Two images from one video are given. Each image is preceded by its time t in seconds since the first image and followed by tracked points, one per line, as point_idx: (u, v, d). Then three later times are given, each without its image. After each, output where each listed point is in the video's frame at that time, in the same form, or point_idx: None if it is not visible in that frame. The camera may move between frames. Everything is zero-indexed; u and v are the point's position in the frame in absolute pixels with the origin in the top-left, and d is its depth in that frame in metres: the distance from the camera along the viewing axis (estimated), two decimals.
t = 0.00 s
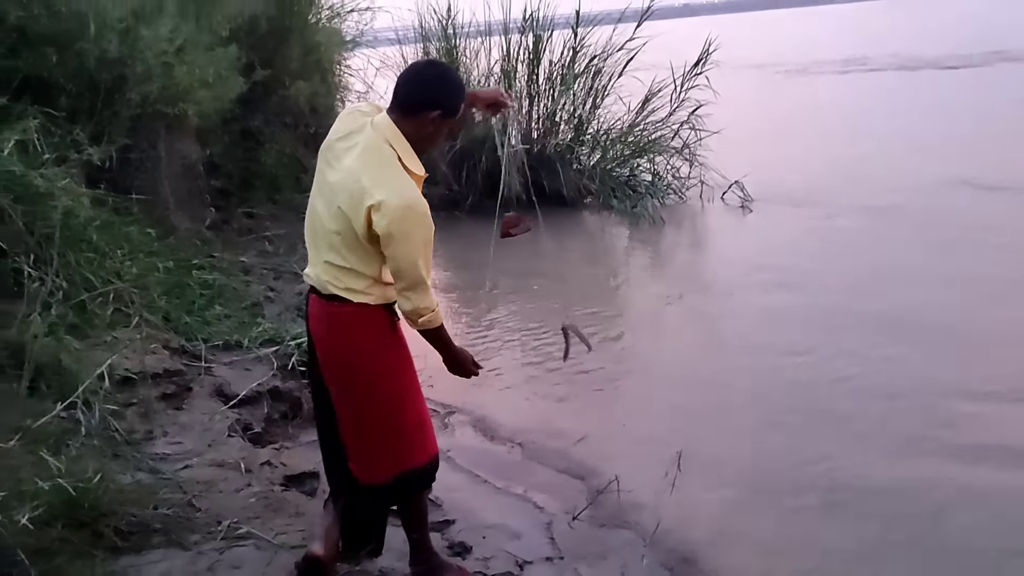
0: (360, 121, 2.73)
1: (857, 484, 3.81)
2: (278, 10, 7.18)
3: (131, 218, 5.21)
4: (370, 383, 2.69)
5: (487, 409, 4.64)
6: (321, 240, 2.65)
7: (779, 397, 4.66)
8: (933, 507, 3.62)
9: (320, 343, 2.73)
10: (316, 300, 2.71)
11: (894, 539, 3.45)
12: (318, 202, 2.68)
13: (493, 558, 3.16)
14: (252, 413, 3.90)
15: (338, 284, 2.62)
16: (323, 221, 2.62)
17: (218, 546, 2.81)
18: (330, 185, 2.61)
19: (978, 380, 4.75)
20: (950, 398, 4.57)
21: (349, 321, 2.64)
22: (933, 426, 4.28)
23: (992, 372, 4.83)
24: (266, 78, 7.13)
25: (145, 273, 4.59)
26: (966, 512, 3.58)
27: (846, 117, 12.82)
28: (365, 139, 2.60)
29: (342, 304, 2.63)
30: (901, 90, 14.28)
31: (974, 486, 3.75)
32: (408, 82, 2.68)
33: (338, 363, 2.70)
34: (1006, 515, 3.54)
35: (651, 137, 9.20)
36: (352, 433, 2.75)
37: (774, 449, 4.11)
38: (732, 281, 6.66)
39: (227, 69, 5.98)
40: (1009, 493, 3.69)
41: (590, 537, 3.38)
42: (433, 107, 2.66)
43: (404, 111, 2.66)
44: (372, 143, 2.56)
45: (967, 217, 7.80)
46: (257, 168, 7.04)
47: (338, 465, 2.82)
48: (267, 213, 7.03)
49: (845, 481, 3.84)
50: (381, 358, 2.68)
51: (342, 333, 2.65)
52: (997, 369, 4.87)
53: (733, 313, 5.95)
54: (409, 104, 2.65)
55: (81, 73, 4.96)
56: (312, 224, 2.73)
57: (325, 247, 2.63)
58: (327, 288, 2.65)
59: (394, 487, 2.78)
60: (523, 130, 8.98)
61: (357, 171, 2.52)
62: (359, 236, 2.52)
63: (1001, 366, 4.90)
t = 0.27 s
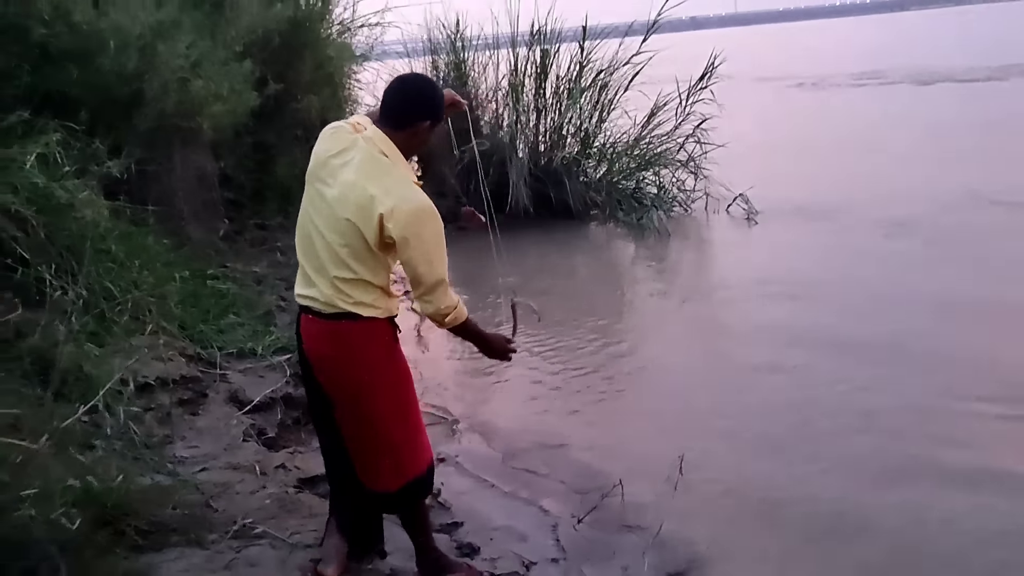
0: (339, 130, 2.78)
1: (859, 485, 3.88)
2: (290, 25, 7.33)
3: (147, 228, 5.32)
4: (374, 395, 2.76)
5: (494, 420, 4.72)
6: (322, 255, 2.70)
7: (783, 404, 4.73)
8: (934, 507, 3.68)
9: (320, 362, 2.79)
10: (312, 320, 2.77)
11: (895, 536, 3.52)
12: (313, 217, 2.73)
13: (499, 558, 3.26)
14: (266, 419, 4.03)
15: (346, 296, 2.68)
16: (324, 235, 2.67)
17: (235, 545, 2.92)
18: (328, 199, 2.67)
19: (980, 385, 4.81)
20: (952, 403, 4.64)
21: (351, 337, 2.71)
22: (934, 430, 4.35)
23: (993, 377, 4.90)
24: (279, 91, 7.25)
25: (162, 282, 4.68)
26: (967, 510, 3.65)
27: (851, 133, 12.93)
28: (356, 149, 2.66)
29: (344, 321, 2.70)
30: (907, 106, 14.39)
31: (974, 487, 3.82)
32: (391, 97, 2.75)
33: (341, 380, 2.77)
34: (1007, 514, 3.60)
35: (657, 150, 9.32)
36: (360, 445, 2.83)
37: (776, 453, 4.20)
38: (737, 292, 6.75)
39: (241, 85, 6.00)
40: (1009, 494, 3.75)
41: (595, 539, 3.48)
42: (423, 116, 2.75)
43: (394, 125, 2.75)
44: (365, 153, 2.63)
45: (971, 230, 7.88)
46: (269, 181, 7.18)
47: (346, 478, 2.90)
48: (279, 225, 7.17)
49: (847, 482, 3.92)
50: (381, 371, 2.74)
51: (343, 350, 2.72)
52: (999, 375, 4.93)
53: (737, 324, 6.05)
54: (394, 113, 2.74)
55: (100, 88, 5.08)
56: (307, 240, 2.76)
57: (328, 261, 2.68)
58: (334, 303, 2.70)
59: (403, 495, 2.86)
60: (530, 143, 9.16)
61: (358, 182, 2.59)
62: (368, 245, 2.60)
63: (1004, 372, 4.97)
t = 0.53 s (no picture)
0: (317, 143, 2.89)
1: (860, 491, 3.96)
2: (302, 37, 7.48)
3: (164, 237, 5.44)
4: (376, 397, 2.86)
5: (503, 426, 4.80)
6: (313, 263, 2.79)
7: (786, 411, 4.82)
8: (934, 513, 3.76)
9: (315, 373, 2.88)
10: (305, 333, 2.85)
11: (896, 540, 3.59)
12: (301, 227, 2.82)
13: (507, 558, 3.36)
14: (280, 422, 4.13)
15: (341, 301, 2.78)
16: (315, 244, 2.77)
17: (252, 544, 3.04)
18: (317, 208, 2.77)
19: (980, 394, 4.90)
20: (952, 411, 4.72)
21: (348, 343, 2.81)
22: (934, 437, 4.43)
23: (994, 386, 4.97)
24: (291, 101, 7.39)
25: (180, 289, 4.79)
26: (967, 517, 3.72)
27: (857, 142, 13.03)
28: (341, 158, 2.78)
29: (341, 329, 2.80)
30: (913, 117, 14.47)
31: (974, 494, 3.89)
32: (367, 103, 2.87)
33: (340, 387, 2.86)
34: (1006, 521, 3.68)
35: (664, 158, 9.42)
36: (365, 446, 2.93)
37: (779, 459, 4.28)
38: (741, 300, 6.85)
39: (255, 95, 6.12)
40: (1008, 501, 3.83)
41: (601, 540, 3.57)
42: (399, 119, 2.86)
43: (374, 129, 2.86)
44: (350, 161, 2.76)
45: (975, 238, 7.95)
46: (282, 189, 7.28)
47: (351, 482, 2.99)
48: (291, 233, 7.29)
49: (849, 488, 3.99)
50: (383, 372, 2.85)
51: (341, 357, 2.82)
52: (999, 383, 5.01)
53: (743, 331, 6.15)
54: (372, 120, 2.85)
55: (118, 100, 5.20)
56: (295, 251, 2.85)
57: (320, 268, 2.78)
58: (329, 310, 2.79)
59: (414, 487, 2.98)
60: (539, 151, 9.25)
61: (348, 188, 2.71)
62: (361, 248, 2.72)
63: (1004, 381, 5.04)
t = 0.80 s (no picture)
0: (321, 151, 3.01)
1: (849, 489, 4.07)
2: (307, 43, 7.62)
3: (171, 240, 5.57)
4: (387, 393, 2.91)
5: (502, 425, 4.91)
6: (328, 259, 2.87)
7: (778, 411, 4.92)
8: (920, 511, 3.86)
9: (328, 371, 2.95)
10: (322, 334, 2.92)
11: (882, 538, 3.69)
12: (315, 230, 2.91)
13: (503, 552, 3.49)
14: (284, 421, 4.23)
15: (360, 297, 2.86)
16: (331, 243, 2.85)
17: (256, 537, 3.16)
18: (332, 206, 2.87)
19: (969, 394, 5.00)
20: (942, 411, 4.81)
21: (358, 342, 2.88)
22: (923, 437, 4.53)
23: (983, 387, 5.07)
24: (296, 106, 7.51)
25: (186, 291, 4.90)
26: (952, 516, 3.82)
27: (857, 146, 13.13)
28: (350, 161, 2.91)
29: (353, 327, 2.87)
30: (912, 122, 14.57)
31: (959, 493, 3.99)
32: (366, 105, 3.03)
33: (352, 385, 2.93)
34: (990, 520, 3.78)
35: (665, 161, 9.54)
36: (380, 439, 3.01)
37: (771, 458, 4.39)
38: (738, 301, 6.96)
39: (260, 100, 6.25)
40: (992, 500, 3.93)
41: (595, 535, 3.69)
42: (398, 118, 3.03)
43: (376, 127, 3.01)
44: (361, 162, 2.89)
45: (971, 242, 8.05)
46: (286, 193, 7.39)
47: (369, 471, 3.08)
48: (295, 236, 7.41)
49: (838, 486, 4.10)
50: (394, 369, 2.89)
51: (352, 355, 2.89)
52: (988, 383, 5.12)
53: (739, 332, 6.26)
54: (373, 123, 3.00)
55: (126, 106, 5.32)
56: (308, 252, 2.92)
57: (337, 266, 2.86)
58: (347, 307, 2.86)
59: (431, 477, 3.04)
60: (541, 155, 9.38)
61: (364, 184, 2.84)
62: (378, 243, 2.83)
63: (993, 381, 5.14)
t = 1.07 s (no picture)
0: (350, 154, 3.15)
1: (835, 478, 4.14)
2: (305, 43, 7.70)
3: (170, 237, 5.64)
4: (420, 390, 3.09)
5: (496, 419, 4.98)
6: (373, 254, 3.02)
7: (768, 403, 4.99)
8: (904, 499, 3.93)
9: (364, 367, 3.10)
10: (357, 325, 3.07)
11: (866, 526, 3.76)
12: (360, 228, 3.03)
13: (494, 537, 3.60)
14: (281, 413, 4.32)
15: (409, 290, 3.04)
16: (380, 240, 3.00)
17: (252, 522, 3.24)
18: (375, 201, 3.03)
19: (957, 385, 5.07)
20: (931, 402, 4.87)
21: (399, 339, 3.06)
22: (910, 428, 4.60)
23: (972, 379, 5.13)
24: (293, 105, 7.59)
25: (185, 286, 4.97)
26: (936, 505, 3.88)
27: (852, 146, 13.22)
28: (387, 160, 3.07)
29: (398, 322, 3.04)
30: (910, 123, 14.62)
31: (944, 482, 4.05)
32: (391, 107, 3.23)
33: (387, 380, 3.09)
34: (972, 508, 3.85)
35: (661, 160, 9.57)
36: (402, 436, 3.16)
37: (759, 447, 4.46)
38: (731, 297, 7.05)
39: (258, 99, 6.33)
40: (976, 488, 3.99)
41: (583, 524, 3.78)
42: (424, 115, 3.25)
43: (409, 124, 3.22)
44: (399, 161, 3.07)
45: (963, 238, 8.12)
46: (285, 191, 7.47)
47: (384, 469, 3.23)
48: (293, 233, 7.49)
49: (824, 475, 4.17)
50: (426, 369, 3.10)
51: (391, 351, 3.05)
52: (977, 376, 5.17)
53: (731, 326, 6.34)
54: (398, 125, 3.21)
55: (125, 104, 5.38)
56: (352, 251, 3.04)
57: (386, 262, 3.00)
58: (398, 300, 3.03)
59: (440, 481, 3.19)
60: (538, 154, 9.47)
61: (407, 180, 3.02)
62: (426, 236, 3.02)
63: (983, 374, 5.19)
